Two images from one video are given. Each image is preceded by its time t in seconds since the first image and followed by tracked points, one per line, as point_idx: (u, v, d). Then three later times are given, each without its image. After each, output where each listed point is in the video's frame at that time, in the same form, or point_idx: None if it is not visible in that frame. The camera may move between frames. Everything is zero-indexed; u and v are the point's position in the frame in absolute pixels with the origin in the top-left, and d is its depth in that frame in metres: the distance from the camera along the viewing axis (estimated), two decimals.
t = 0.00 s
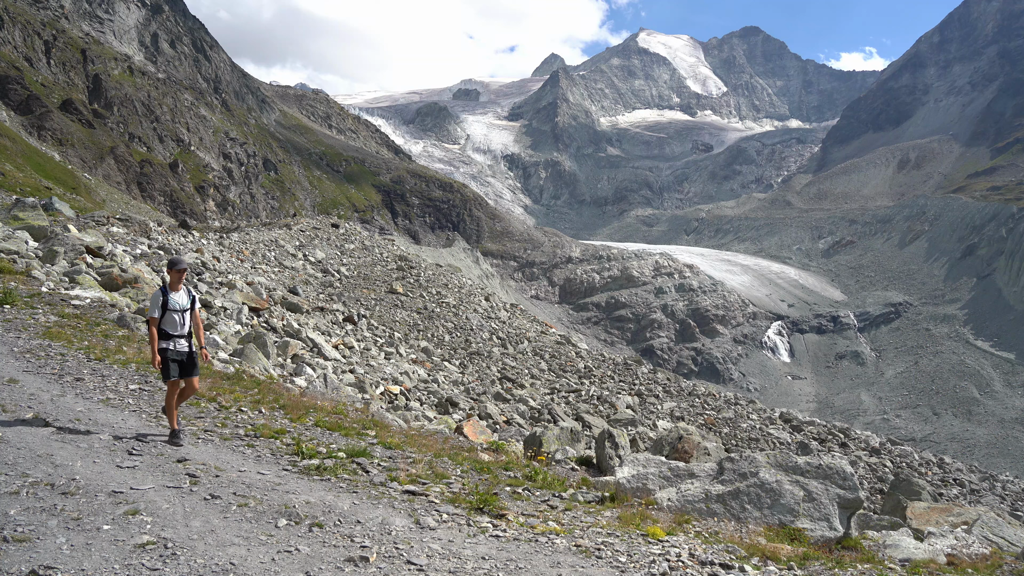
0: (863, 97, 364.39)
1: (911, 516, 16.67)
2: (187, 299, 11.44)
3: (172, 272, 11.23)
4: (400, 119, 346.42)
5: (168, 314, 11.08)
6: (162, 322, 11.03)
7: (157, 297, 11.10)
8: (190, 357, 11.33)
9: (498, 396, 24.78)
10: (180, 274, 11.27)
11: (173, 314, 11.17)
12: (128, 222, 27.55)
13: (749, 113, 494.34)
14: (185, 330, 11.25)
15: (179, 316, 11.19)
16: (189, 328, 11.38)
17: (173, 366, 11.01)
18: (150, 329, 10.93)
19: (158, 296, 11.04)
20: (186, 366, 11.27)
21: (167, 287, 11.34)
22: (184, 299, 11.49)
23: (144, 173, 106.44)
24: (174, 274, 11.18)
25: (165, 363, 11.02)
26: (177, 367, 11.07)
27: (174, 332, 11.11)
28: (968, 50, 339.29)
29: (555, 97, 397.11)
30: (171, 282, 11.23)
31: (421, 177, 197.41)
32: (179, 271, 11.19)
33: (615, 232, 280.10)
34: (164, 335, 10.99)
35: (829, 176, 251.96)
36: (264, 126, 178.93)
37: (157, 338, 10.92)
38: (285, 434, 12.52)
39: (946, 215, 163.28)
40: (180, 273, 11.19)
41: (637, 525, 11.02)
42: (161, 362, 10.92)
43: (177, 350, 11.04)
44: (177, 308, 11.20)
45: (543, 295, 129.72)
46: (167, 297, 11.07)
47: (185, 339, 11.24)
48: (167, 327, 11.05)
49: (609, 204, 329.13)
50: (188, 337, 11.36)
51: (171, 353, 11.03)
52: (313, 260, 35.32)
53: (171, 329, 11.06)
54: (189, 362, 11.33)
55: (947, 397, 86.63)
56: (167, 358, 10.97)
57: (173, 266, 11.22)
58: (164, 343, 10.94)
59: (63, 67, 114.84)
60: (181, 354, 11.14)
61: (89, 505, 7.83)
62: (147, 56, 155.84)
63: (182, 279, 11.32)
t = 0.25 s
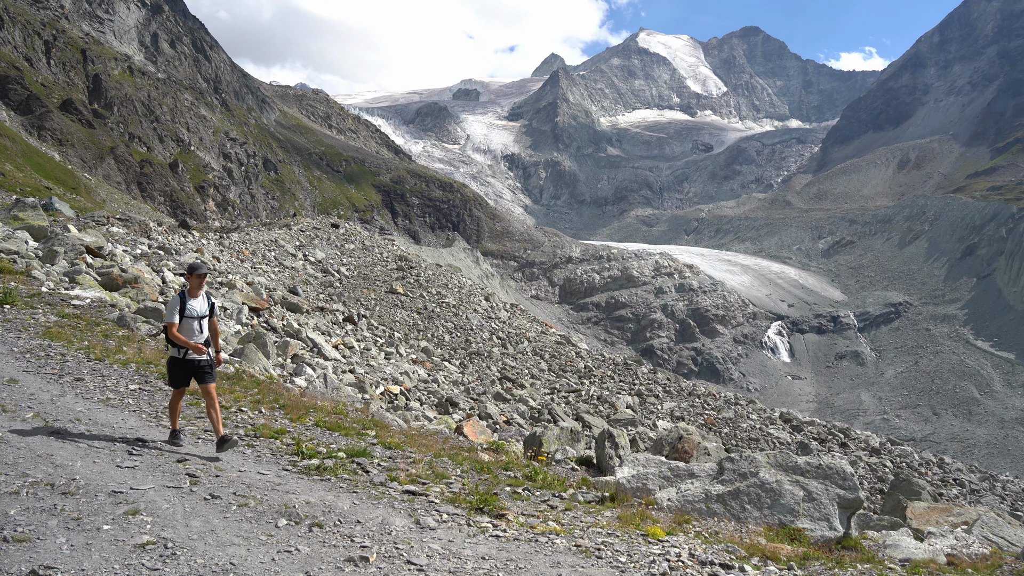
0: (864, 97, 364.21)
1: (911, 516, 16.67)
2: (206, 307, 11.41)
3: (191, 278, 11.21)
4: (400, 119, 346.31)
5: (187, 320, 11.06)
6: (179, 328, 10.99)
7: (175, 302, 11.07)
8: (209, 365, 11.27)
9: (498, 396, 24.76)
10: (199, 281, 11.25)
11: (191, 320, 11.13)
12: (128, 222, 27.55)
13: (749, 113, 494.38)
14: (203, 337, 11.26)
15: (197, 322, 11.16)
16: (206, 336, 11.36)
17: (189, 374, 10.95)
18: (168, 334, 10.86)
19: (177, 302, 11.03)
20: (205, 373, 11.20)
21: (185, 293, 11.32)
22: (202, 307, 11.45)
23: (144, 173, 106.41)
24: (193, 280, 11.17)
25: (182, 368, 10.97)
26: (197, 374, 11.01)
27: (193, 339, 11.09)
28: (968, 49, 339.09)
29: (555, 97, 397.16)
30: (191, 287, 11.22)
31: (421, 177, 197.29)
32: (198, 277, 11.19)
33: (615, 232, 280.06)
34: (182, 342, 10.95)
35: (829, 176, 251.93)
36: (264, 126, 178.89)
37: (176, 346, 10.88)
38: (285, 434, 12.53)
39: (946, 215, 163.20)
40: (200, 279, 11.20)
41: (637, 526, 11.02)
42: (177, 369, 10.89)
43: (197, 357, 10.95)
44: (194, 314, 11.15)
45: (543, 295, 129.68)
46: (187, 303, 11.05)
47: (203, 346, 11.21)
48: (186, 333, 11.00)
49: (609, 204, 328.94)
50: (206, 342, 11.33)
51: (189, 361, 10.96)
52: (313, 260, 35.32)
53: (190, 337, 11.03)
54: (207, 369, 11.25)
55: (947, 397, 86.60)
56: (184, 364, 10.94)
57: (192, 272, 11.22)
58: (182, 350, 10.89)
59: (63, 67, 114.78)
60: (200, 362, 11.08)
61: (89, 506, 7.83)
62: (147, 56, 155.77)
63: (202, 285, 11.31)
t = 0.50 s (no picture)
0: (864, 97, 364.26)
1: (911, 516, 16.67)
2: (231, 309, 10.97)
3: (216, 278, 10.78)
4: (400, 119, 346.43)
5: (210, 324, 10.63)
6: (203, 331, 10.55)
7: (198, 303, 10.65)
8: (231, 370, 10.77)
9: (498, 396, 24.77)
10: (225, 282, 10.82)
11: (215, 323, 10.69)
12: (128, 222, 27.55)
13: (749, 113, 494.27)
14: (228, 341, 10.78)
15: (220, 325, 10.70)
16: (231, 339, 10.91)
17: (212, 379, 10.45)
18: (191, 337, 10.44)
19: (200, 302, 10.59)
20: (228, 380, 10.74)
21: (210, 295, 10.92)
22: (227, 308, 11.02)
23: (144, 173, 106.42)
24: (218, 281, 10.74)
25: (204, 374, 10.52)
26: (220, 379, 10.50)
27: (216, 343, 10.63)
28: (968, 49, 339.02)
29: (555, 97, 397.18)
30: (215, 288, 10.79)
31: (421, 177, 197.32)
32: (224, 278, 10.77)
33: (615, 232, 280.16)
34: (205, 346, 10.51)
35: (829, 176, 251.98)
36: (264, 126, 178.86)
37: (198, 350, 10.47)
38: (285, 434, 12.52)
39: (946, 215, 163.24)
40: (225, 280, 10.76)
41: (637, 525, 11.03)
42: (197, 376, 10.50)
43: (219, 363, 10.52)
44: (218, 317, 10.72)
45: (543, 295, 129.74)
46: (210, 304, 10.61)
47: (226, 350, 10.72)
48: (209, 337, 10.58)
49: (609, 204, 329.07)
50: (231, 347, 10.88)
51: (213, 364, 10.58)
52: (313, 260, 35.33)
53: (213, 341, 10.57)
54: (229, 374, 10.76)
55: (947, 397, 86.61)
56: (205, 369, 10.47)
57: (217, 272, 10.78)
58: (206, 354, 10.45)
59: (63, 67, 114.76)
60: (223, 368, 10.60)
61: (90, 505, 7.83)
62: (147, 56, 155.77)
63: (227, 286, 10.88)
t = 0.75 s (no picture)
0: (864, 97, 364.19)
1: (911, 516, 16.67)
2: (251, 315, 10.88)
3: (237, 283, 10.65)
4: (400, 119, 346.57)
5: (231, 330, 10.51)
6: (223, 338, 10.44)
7: (219, 309, 10.55)
8: (249, 376, 10.64)
9: (498, 396, 24.79)
10: (246, 287, 10.68)
11: (236, 330, 10.58)
12: (128, 222, 27.55)
13: (749, 113, 494.16)
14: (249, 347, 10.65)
15: (242, 331, 10.61)
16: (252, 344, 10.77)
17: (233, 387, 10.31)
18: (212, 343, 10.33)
19: (221, 309, 10.47)
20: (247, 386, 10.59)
21: (232, 300, 10.80)
22: (248, 314, 10.92)
23: (145, 173, 106.42)
24: (239, 286, 10.60)
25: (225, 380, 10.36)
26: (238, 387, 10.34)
27: (237, 349, 10.48)
28: (968, 49, 339.17)
29: (555, 97, 397.20)
30: (236, 295, 10.66)
31: (421, 177, 197.42)
32: (244, 283, 10.64)
33: (615, 232, 280.17)
34: (224, 354, 10.37)
35: (829, 176, 252.01)
36: (264, 126, 178.86)
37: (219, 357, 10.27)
38: (285, 434, 12.54)
39: (946, 215, 163.23)
40: (245, 286, 10.61)
41: (637, 525, 11.03)
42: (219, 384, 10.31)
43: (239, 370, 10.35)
44: (240, 323, 10.59)
45: (543, 295, 129.78)
46: (231, 310, 10.50)
47: (247, 357, 10.58)
48: (230, 342, 10.46)
49: (609, 204, 329.10)
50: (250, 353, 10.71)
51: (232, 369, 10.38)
52: (313, 260, 35.32)
53: (234, 347, 10.44)
54: (246, 381, 10.59)
55: (947, 397, 86.61)
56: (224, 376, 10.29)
57: (238, 277, 10.66)
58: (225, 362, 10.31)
59: (63, 67, 114.77)
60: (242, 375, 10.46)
61: (90, 505, 7.84)
62: (147, 56, 155.76)
63: (248, 292, 10.74)
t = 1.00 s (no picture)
0: (864, 97, 364.09)
1: (911, 516, 16.67)
2: (274, 315, 10.45)
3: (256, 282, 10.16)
4: (400, 119, 346.71)
5: (252, 331, 10.08)
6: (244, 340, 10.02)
7: (239, 311, 10.07)
8: (274, 379, 10.35)
9: (498, 396, 24.77)
10: (266, 286, 10.22)
11: (258, 330, 10.17)
12: (128, 222, 27.57)
13: (749, 113, 494.06)
14: (270, 350, 10.31)
15: (265, 333, 10.22)
16: (273, 347, 10.44)
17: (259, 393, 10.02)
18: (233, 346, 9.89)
19: (242, 310, 10.02)
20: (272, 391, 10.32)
21: (250, 300, 10.34)
22: (270, 314, 10.51)
23: (144, 173, 106.44)
24: (259, 286, 10.14)
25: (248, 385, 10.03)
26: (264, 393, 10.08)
27: (260, 353, 10.13)
28: (968, 49, 339.19)
29: (555, 97, 397.39)
30: (256, 295, 10.20)
31: (421, 177, 197.48)
32: (265, 282, 10.17)
33: (615, 232, 280.29)
34: (249, 358, 10.01)
35: (830, 176, 252.08)
36: (264, 126, 179.03)
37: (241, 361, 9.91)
38: (286, 434, 12.53)
39: (946, 215, 163.23)
40: (266, 286, 10.14)
41: (636, 526, 11.03)
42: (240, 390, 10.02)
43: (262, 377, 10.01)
44: (262, 324, 10.19)
45: (543, 295, 129.87)
46: (252, 312, 10.06)
47: (271, 360, 10.28)
48: (252, 346, 10.08)
49: (609, 204, 328.95)
50: (273, 357, 10.39)
51: (254, 376, 10.05)
52: (313, 260, 35.31)
53: (256, 351, 10.11)
54: (269, 385, 10.25)
55: (947, 397, 86.62)
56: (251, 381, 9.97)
57: (257, 275, 10.16)
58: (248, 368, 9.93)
59: (63, 67, 114.75)
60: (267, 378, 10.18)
61: (90, 505, 7.84)
62: (147, 56, 155.92)
63: (268, 291, 10.29)
